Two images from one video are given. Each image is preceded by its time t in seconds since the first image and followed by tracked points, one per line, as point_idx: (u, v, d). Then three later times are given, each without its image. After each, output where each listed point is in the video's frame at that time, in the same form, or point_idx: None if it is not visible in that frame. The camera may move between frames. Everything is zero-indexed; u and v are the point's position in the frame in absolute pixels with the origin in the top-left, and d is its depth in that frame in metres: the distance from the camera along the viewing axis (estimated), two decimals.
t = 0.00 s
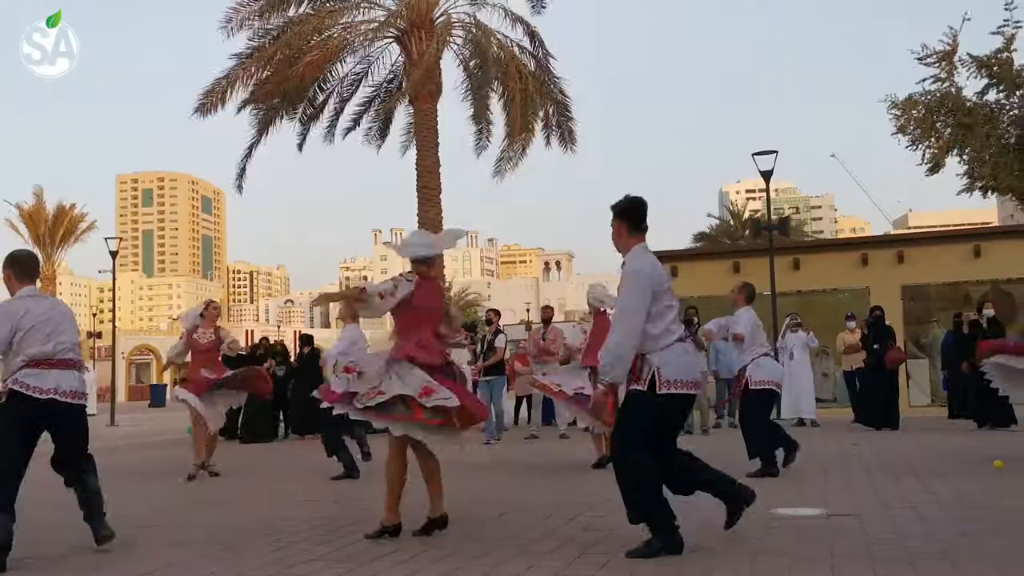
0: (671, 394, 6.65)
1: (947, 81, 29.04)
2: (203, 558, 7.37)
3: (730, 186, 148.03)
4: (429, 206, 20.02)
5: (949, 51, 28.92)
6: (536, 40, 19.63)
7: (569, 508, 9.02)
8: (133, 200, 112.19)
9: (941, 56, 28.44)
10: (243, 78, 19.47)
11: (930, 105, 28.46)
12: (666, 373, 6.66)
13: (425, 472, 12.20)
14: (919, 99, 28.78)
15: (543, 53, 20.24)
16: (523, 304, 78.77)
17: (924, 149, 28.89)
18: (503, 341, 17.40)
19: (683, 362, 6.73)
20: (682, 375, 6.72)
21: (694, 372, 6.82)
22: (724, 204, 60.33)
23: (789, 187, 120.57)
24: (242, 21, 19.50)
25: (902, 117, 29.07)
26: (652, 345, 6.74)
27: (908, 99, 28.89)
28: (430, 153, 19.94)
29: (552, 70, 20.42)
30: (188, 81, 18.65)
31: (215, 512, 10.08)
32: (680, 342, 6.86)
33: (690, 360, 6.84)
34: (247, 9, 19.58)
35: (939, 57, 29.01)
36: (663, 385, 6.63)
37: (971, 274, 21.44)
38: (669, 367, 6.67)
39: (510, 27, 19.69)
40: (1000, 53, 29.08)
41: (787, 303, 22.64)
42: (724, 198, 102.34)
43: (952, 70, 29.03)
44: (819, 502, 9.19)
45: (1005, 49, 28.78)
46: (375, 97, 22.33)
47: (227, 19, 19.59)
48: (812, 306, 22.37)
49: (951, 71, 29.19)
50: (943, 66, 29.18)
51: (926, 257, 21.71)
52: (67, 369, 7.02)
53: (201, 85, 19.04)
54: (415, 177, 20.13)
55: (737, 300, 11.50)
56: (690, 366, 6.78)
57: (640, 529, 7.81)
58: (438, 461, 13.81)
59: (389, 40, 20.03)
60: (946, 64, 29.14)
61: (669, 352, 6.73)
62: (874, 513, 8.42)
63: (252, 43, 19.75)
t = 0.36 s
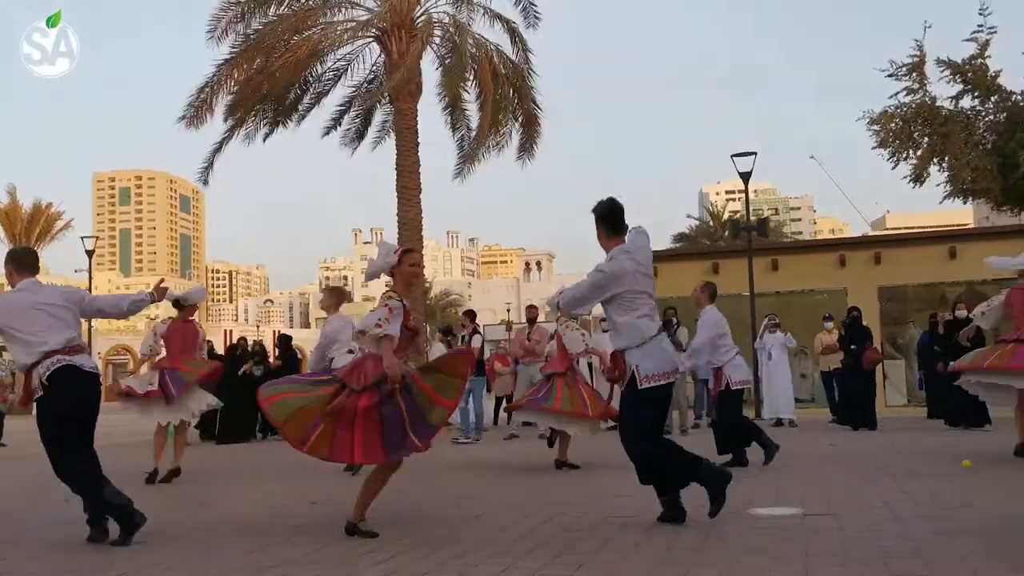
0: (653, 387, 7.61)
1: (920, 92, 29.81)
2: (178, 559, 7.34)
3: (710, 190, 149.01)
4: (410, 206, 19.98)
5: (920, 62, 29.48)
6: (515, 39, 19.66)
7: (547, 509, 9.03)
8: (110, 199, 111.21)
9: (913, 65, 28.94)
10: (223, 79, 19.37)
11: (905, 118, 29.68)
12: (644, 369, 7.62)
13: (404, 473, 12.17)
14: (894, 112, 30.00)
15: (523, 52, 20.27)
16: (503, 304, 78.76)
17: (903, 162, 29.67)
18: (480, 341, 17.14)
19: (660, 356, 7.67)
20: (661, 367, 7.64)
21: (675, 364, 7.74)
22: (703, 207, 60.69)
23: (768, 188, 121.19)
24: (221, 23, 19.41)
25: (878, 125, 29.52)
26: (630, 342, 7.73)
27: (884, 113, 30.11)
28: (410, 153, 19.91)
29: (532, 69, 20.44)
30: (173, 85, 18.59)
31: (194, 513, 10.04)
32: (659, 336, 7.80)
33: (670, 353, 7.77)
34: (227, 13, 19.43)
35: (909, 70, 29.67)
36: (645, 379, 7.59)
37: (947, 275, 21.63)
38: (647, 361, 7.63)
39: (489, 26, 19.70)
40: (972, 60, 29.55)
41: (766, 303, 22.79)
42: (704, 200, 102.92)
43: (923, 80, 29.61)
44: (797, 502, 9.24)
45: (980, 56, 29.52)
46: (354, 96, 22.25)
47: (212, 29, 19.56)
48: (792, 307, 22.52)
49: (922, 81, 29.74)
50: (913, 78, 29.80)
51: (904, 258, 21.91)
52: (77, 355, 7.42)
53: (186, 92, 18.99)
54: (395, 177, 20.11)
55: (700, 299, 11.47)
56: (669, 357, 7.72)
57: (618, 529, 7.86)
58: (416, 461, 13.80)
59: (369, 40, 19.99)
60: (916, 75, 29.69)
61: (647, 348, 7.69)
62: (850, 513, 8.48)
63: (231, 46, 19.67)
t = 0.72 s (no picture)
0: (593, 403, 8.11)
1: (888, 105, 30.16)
2: (146, 561, 7.25)
3: (684, 193, 149.99)
4: (384, 206, 19.91)
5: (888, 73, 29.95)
6: (491, 42, 19.68)
7: (519, 510, 9.02)
8: (80, 196, 109.82)
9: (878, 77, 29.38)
10: (196, 76, 19.22)
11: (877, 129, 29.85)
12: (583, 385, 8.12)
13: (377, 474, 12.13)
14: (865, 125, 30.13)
15: (499, 55, 20.29)
16: (478, 304, 78.69)
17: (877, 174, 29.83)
18: (454, 339, 17.03)
19: (603, 372, 8.08)
20: (601, 384, 8.07)
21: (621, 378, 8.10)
22: (677, 211, 60.99)
23: (742, 190, 121.82)
24: (197, 21, 19.27)
25: (851, 135, 29.85)
26: (574, 355, 8.23)
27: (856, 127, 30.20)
28: (385, 154, 19.82)
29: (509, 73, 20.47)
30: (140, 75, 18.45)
31: (164, 513, 9.94)
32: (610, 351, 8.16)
33: (618, 368, 8.12)
34: (203, 7, 19.30)
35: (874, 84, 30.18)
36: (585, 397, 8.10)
37: (918, 276, 21.85)
38: (587, 378, 8.10)
39: (466, 29, 19.68)
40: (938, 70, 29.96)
41: (739, 304, 22.95)
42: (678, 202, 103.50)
43: (890, 93, 30.04)
44: (768, 502, 9.29)
45: (943, 65, 29.80)
46: (330, 98, 22.17)
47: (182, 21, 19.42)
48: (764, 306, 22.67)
49: (889, 94, 30.14)
50: (879, 90, 30.20)
51: (873, 260, 22.11)
52: (8, 363, 7.97)
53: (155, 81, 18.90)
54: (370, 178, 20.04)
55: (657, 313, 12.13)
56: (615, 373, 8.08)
57: (590, 530, 7.88)
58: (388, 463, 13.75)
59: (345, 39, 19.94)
60: (882, 87, 30.09)
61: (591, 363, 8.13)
62: (820, 512, 8.54)
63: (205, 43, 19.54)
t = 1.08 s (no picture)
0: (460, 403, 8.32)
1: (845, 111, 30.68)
2: (97, 563, 7.12)
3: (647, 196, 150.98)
4: (346, 206, 19.78)
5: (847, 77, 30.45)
6: (457, 42, 19.64)
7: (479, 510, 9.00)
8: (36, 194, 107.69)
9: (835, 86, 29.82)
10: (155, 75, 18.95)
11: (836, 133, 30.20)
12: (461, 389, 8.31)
13: (338, 475, 12.04)
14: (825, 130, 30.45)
15: (465, 57, 20.27)
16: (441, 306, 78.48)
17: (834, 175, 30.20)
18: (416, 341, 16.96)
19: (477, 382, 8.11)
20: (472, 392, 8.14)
21: (494, 392, 8.05)
22: (640, 214, 61.36)
23: (704, 191, 122.75)
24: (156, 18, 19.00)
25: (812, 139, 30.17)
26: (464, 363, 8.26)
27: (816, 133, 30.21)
28: (348, 153, 19.69)
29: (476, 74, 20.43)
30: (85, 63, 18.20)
31: (118, 516, 9.76)
32: (495, 365, 8.10)
33: (491, 383, 8.06)
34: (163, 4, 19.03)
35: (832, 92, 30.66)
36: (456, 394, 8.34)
37: (875, 278, 22.15)
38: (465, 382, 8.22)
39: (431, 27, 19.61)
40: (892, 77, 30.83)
41: (700, 304, 23.13)
42: (640, 204, 104.24)
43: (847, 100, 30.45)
44: (727, 502, 9.34)
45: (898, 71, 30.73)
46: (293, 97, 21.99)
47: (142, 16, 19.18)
48: (725, 308, 22.86)
49: (846, 101, 30.58)
50: (836, 98, 30.67)
51: (832, 261, 22.40)
52: None
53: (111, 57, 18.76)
54: (332, 177, 19.90)
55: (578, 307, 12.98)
56: (488, 385, 8.07)
57: (549, 530, 7.89)
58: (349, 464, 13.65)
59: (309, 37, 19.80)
60: (840, 94, 30.53)
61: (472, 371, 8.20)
62: (777, 511, 8.62)
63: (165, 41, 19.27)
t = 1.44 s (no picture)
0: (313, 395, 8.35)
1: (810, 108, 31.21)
2: (49, 567, 6.96)
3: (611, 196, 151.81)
4: (308, 205, 19.64)
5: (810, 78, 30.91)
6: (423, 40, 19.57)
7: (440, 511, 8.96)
8: None
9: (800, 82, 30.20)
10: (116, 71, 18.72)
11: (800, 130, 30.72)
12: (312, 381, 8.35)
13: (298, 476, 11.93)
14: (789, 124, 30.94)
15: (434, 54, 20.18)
16: (405, 306, 78.26)
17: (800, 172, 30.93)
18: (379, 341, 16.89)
19: (328, 374, 8.20)
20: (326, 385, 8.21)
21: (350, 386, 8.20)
22: (603, 215, 61.69)
23: (667, 193, 123.57)
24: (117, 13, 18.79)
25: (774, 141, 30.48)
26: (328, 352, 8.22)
27: (779, 126, 31.04)
28: (312, 151, 19.55)
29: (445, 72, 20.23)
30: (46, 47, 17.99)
31: (74, 517, 9.61)
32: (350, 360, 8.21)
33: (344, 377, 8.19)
34: None
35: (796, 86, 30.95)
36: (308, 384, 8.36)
37: (835, 279, 22.42)
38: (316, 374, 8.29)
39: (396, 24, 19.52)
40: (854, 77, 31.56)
41: (663, 304, 23.26)
42: (605, 204, 104.80)
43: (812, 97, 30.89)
44: (688, 501, 9.38)
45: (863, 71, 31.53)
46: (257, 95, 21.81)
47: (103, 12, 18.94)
48: (688, 309, 23.02)
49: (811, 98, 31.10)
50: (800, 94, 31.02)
51: (793, 263, 22.63)
52: None
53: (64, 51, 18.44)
54: (295, 174, 19.74)
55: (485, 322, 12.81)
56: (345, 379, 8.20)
57: (512, 530, 7.88)
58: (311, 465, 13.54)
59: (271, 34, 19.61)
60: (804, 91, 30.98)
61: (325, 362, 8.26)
62: (737, 510, 8.70)
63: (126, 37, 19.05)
